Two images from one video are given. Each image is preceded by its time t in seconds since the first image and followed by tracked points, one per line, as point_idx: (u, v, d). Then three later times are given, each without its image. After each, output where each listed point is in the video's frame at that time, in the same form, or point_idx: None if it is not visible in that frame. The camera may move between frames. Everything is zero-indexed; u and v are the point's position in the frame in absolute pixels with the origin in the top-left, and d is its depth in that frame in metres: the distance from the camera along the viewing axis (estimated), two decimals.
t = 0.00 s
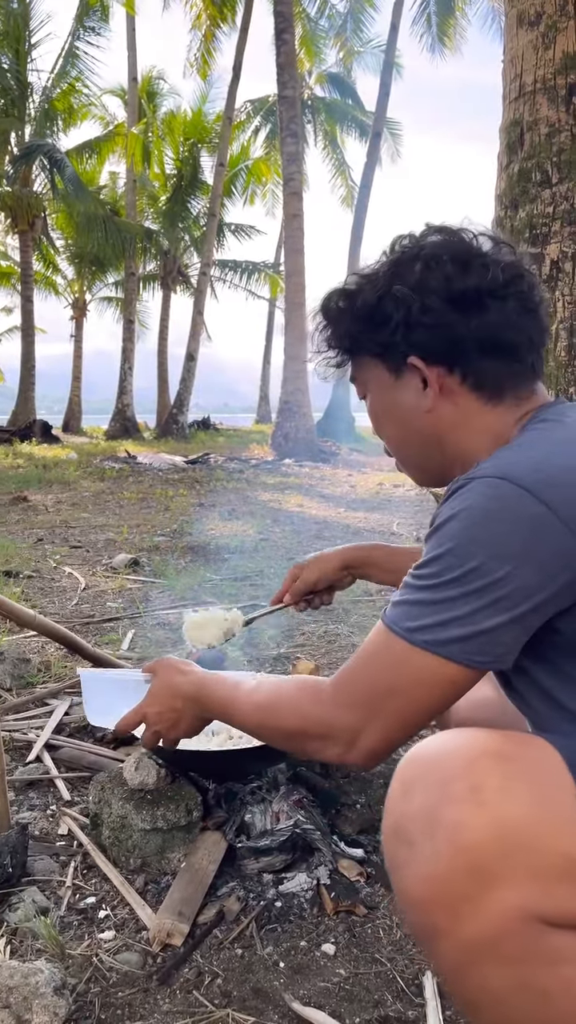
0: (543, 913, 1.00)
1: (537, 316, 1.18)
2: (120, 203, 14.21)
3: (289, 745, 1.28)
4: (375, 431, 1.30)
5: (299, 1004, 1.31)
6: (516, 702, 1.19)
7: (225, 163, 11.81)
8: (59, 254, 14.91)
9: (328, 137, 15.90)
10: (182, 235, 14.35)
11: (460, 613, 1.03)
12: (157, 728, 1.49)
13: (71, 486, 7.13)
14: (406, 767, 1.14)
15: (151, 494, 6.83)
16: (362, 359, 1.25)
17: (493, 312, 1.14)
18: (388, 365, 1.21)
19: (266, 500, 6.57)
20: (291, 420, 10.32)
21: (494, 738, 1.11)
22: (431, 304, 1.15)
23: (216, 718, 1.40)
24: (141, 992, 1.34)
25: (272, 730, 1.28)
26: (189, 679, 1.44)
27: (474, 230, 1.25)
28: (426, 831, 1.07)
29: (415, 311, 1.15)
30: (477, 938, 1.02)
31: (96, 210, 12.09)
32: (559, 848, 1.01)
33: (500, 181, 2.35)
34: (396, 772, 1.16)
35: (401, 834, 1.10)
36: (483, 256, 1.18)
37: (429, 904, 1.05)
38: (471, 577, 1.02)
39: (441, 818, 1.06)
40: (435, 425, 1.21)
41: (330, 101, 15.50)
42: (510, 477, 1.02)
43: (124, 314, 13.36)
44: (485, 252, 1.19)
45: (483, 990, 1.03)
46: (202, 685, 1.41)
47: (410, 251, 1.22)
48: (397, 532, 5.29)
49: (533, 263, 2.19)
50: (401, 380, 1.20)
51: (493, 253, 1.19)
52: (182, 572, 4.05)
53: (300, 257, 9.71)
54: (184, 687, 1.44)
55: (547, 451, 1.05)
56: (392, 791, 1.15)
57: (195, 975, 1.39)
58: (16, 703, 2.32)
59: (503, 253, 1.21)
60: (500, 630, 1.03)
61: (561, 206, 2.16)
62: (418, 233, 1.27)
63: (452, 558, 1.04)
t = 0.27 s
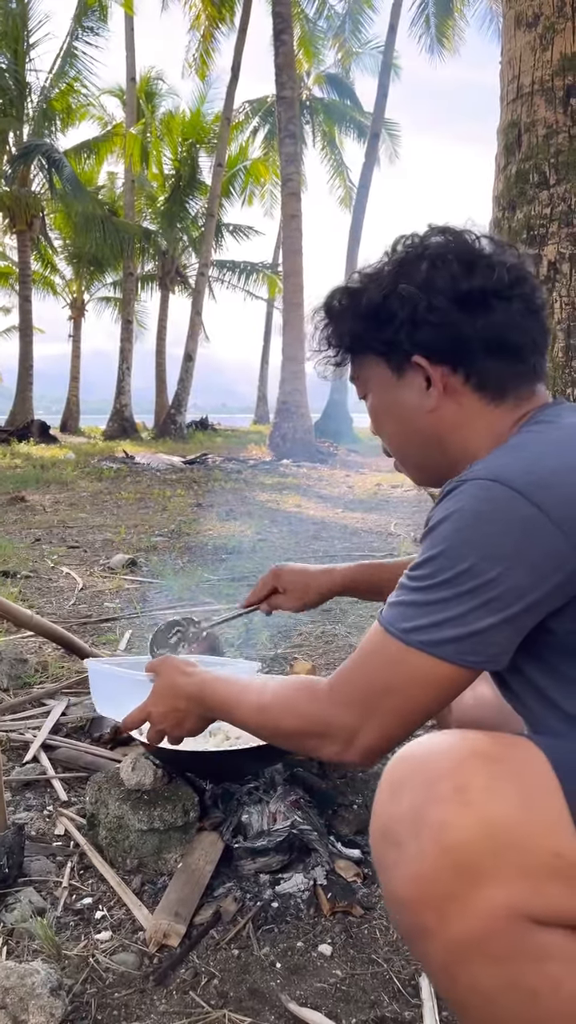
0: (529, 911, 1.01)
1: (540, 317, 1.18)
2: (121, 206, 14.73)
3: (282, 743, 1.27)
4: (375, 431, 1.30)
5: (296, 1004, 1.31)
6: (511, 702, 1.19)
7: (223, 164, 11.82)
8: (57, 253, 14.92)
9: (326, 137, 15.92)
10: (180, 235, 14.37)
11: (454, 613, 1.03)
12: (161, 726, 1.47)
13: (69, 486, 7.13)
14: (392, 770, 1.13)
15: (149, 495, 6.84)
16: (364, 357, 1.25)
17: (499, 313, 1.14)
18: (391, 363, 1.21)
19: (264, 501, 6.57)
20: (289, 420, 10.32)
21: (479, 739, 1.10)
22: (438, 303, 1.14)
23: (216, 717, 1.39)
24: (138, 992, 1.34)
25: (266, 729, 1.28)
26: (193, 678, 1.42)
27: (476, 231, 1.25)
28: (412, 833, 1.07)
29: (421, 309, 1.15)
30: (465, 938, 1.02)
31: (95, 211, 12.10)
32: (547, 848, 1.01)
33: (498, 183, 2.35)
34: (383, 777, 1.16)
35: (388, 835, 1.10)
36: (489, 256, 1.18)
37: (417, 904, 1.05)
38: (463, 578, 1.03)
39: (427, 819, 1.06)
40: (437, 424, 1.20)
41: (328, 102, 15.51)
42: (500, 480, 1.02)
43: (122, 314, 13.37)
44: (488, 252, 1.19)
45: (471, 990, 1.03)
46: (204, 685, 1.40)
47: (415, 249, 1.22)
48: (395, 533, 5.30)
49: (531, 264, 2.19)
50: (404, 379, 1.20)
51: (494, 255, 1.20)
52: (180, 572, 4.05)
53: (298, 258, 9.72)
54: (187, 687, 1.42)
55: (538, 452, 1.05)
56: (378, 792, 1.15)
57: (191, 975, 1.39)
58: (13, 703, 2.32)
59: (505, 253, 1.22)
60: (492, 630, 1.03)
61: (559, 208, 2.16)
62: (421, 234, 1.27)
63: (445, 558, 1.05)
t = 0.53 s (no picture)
0: (549, 912, 1.01)
1: (529, 317, 1.21)
2: (117, 204, 14.38)
3: (273, 750, 1.28)
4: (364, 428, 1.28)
5: (291, 1004, 1.31)
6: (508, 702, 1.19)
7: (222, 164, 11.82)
8: (55, 253, 14.91)
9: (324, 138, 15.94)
10: (178, 235, 14.36)
11: (443, 617, 1.04)
12: (147, 743, 1.49)
13: (66, 486, 7.13)
14: (409, 766, 1.13)
15: (147, 495, 6.84)
16: (354, 352, 1.24)
17: (496, 309, 1.16)
18: (384, 358, 1.20)
19: (262, 501, 6.57)
20: (287, 421, 10.33)
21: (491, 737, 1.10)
22: (438, 296, 1.15)
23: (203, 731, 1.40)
24: (133, 993, 1.34)
25: (257, 736, 1.29)
26: (178, 694, 1.43)
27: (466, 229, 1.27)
28: (431, 832, 1.06)
29: (420, 303, 1.15)
30: (484, 939, 1.02)
31: (93, 210, 12.10)
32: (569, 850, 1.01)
33: (495, 183, 2.35)
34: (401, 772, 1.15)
35: (404, 833, 1.09)
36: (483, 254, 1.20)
37: (435, 904, 1.04)
38: (450, 583, 1.03)
39: (446, 818, 1.05)
40: (430, 422, 1.20)
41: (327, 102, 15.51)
42: (486, 484, 1.02)
43: (120, 313, 13.36)
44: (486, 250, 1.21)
45: (487, 989, 1.04)
46: (190, 700, 1.41)
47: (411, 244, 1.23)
48: (393, 533, 5.30)
49: (529, 264, 2.19)
50: (398, 373, 1.20)
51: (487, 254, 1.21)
52: (177, 572, 4.05)
53: (296, 258, 9.72)
54: (172, 702, 1.43)
55: (526, 451, 1.05)
56: (394, 788, 1.14)
57: (187, 975, 1.38)
58: (10, 704, 2.32)
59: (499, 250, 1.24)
60: (479, 633, 1.03)
61: (556, 208, 2.16)
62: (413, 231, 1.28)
63: (431, 563, 1.05)
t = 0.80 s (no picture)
0: (566, 904, 0.97)
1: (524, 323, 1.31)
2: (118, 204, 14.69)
3: (286, 759, 1.26)
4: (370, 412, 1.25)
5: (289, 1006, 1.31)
6: (511, 708, 1.20)
7: (221, 164, 11.81)
8: (53, 253, 14.90)
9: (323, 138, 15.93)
10: (177, 236, 14.35)
11: (466, 612, 1.03)
12: (144, 752, 1.49)
13: (64, 486, 7.13)
14: (429, 755, 1.10)
15: (145, 495, 6.85)
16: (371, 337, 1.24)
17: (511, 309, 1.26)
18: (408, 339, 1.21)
19: (260, 501, 6.57)
20: (286, 421, 10.33)
21: (506, 728, 1.07)
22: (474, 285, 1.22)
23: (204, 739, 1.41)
24: (130, 995, 1.34)
25: (269, 745, 1.27)
26: (179, 702, 1.43)
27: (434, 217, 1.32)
28: (449, 818, 1.02)
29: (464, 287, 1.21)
30: (499, 929, 0.98)
31: (91, 211, 12.09)
32: None
33: (494, 184, 2.35)
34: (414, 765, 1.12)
35: (421, 820, 1.06)
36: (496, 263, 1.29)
37: (451, 891, 1.00)
38: (474, 576, 1.03)
39: (465, 807, 1.01)
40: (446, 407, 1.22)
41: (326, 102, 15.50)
42: (510, 476, 1.03)
43: (119, 314, 13.36)
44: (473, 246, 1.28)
45: (501, 981, 0.99)
46: (192, 707, 1.41)
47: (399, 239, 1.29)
48: (391, 534, 5.30)
49: (526, 266, 2.19)
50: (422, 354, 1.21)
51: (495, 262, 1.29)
52: (175, 572, 4.05)
53: (295, 258, 9.72)
54: (172, 710, 1.44)
55: (547, 448, 1.06)
56: (412, 779, 1.10)
57: (184, 978, 1.38)
58: (7, 704, 2.32)
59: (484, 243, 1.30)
60: (504, 629, 1.03)
61: (554, 209, 2.16)
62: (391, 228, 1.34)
63: (454, 557, 1.05)
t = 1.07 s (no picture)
0: None
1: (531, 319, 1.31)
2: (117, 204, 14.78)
3: (299, 773, 1.25)
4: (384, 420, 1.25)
5: (283, 1007, 1.31)
6: (513, 710, 1.20)
7: (219, 165, 11.82)
8: (52, 254, 14.90)
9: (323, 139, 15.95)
10: (176, 236, 14.36)
11: (490, 616, 1.02)
12: (131, 774, 1.48)
13: (62, 486, 7.14)
14: (446, 752, 1.06)
15: (143, 495, 6.86)
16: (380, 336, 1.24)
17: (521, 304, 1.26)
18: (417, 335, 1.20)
19: (258, 502, 6.57)
20: (284, 422, 10.34)
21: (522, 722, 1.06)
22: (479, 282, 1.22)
23: (197, 755, 1.40)
24: (124, 994, 1.34)
25: (281, 761, 1.26)
26: (170, 722, 1.43)
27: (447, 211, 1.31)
28: (471, 814, 1.00)
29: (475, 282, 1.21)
30: (520, 926, 0.96)
31: (90, 211, 12.10)
32: None
33: (491, 185, 2.36)
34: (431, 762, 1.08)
35: (440, 816, 1.03)
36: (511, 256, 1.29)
37: (473, 889, 0.98)
38: (499, 577, 1.02)
39: (488, 803, 0.99)
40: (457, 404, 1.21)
41: (325, 104, 15.52)
42: (535, 476, 1.03)
43: (118, 314, 13.35)
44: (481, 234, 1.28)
45: (521, 980, 0.97)
46: (183, 725, 1.41)
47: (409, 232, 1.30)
48: (389, 535, 5.30)
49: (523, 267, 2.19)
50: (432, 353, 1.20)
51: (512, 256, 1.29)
52: (172, 573, 4.06)
53: (294, 259, 9.72)
54: (163, 728, 1.43)
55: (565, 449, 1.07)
56: (429, 775, 1.07)
57: (179, 978, 1.38)
58: (3, 704, 2.32)
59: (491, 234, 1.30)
60: (531, 631, 1.03)
61: (551, 211, 2.17)
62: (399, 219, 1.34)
63: (478, 558, 1.04)
